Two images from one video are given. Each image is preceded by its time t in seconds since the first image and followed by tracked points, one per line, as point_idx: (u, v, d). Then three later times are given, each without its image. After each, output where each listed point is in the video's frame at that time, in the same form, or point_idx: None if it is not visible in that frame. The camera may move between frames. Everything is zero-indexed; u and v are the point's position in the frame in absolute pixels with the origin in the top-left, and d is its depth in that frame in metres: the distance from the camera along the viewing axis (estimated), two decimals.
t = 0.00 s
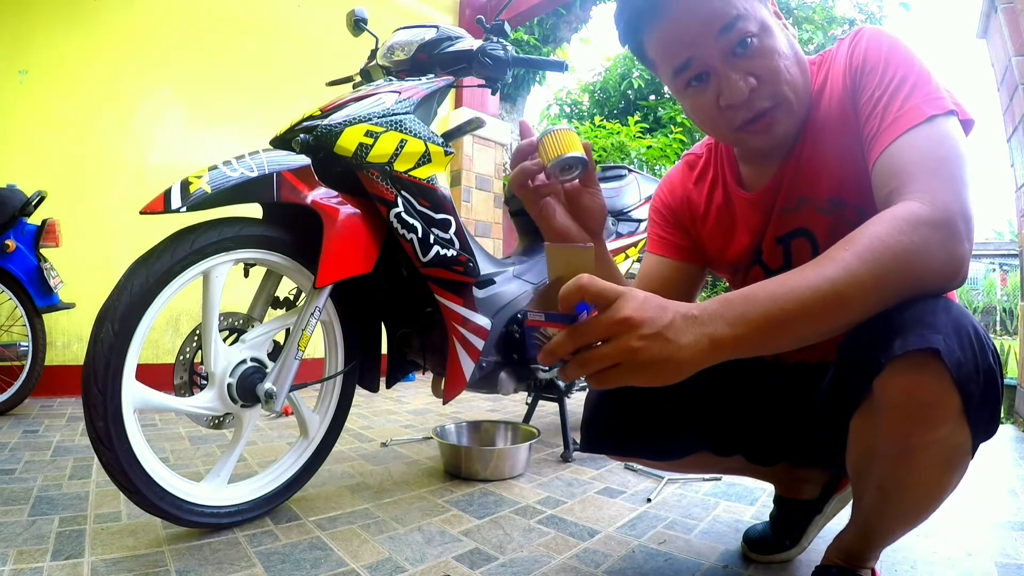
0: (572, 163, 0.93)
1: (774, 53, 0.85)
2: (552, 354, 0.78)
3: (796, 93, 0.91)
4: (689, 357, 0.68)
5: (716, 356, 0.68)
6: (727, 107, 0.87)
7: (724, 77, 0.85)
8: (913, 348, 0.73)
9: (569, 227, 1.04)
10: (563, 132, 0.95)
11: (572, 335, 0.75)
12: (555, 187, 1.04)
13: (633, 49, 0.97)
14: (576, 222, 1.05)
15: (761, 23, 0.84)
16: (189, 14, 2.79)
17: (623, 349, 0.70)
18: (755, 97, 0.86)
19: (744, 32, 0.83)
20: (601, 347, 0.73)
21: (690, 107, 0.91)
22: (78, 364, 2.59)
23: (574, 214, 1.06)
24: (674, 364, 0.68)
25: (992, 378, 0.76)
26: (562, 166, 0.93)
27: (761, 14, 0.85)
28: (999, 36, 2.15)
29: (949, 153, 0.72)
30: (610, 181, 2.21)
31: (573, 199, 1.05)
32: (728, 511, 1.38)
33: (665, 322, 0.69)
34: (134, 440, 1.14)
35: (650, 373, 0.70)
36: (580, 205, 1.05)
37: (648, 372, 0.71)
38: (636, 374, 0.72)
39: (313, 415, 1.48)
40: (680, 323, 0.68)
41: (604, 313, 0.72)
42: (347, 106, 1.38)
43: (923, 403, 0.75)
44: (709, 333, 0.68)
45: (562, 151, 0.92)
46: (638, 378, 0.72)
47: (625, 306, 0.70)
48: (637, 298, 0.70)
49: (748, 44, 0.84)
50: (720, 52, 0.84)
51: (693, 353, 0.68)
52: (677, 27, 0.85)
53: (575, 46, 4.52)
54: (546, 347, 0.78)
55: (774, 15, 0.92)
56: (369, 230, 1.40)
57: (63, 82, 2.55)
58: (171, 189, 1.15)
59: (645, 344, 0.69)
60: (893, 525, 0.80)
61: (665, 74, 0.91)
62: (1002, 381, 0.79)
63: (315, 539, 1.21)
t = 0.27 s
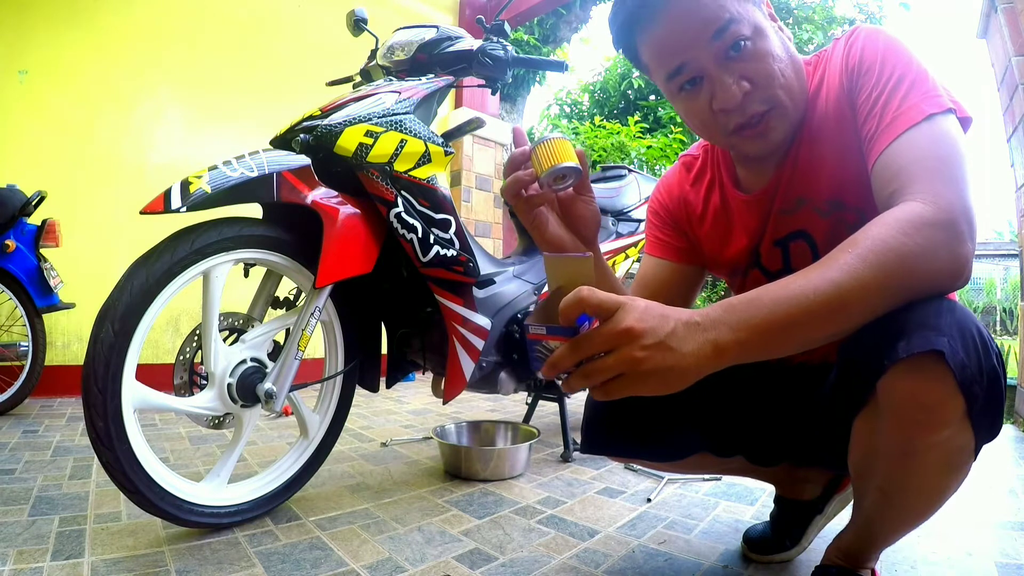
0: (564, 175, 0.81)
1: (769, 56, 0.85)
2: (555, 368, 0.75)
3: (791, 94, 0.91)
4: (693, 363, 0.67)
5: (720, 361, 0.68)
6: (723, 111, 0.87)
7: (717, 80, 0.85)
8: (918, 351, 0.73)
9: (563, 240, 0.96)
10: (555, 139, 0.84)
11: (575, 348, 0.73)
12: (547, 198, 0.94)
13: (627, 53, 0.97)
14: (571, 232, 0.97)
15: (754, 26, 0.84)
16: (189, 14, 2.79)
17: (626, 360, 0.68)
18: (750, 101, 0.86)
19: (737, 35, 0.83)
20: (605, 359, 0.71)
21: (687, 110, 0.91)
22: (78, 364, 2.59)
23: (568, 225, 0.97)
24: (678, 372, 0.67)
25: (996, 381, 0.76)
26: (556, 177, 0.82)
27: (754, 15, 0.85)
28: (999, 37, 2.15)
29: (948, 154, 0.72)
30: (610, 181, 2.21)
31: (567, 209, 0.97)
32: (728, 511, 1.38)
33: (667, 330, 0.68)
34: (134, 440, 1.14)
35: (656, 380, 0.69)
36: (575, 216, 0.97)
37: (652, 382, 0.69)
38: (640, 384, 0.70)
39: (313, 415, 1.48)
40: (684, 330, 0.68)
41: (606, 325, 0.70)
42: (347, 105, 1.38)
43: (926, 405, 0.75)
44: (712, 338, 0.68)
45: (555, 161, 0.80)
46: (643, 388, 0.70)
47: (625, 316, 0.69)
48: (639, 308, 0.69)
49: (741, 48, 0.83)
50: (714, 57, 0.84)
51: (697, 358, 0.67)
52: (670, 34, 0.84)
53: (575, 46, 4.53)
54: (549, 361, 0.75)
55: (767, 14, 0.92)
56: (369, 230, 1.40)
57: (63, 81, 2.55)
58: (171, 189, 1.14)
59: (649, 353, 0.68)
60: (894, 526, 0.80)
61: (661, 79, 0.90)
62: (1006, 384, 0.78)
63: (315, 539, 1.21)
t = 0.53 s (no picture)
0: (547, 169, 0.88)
1: (750, 73, 0.86)
2: (569, 384, 0.78)
3: (776, 108, 0.91)
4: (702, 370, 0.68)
5: (726, 364, 0.68)
6: (706, 130, 0.87)
7: (700, 99, 0.85)
8: (921, 352, 0.73)
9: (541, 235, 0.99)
10: (535, 137, 0.90)
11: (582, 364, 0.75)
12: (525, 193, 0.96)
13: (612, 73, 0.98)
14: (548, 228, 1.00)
15: (732, 43, 0.85)
16: (189, 14, 2.79)
17: (631, 371, 0.69)
18: (733, 119, 0.86)
19: (715, 54, 0.83)
20: (612, 371, 0.72)
21: (672, 130, 0.91)
22: (78, 364, 2.59)
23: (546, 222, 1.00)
24: (685, 378, 0.68)
25: (1000, 383, 0.76)
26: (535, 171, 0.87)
27: (734, 31, 0.86)
28: (999, 37, 2.15)
29: (944, 152, 0.72)
30: (610, 181, 2.21)
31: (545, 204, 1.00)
32: (728, 511, 1.38)
33: (670, 339, 0.68)
34: (134, 440, 1.14)
35: (663, 389, 0.70)
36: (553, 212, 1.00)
37: (659, 390, 0.70)
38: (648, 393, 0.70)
39: (313, 415, 1.48)
40: (687, 335, 0.68)
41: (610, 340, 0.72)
42: (347, 106, 1.38)
43: (929, 406, 0.75)
44: (716, 342, 0.68)
45: (533, 158, 0.86)
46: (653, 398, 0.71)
47: (627, 328, 0.70)
48: (640, 320, 0.71)
49: (722, 66, 0.84)
50: (696, 76, 0.84)
51: (702, 364, 0.67)
52: (658, 52, 0.85)
53: (575, 46, 4.53)
54: (562, 376, 0.79)
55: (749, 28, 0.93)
56: (369, 230, 1.40)
57: (63, 82, 2.55)
58: (171, 189, 1.14)
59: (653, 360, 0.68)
60: (896, 527, 0.80)
61: (646, 98, 0.90)
62: (1010, 386, 0.78)
63: (314, 539, 1.21)
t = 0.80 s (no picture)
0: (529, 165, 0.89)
1: (723, 95, 0.86)
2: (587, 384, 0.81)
3: (754, 126, 0.91)
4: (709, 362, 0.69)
5: (731, 355, 0.69)
6: (684, 154, 0.87)
7: (673, 124, 0.85)
8: (916, 345, 0.74)
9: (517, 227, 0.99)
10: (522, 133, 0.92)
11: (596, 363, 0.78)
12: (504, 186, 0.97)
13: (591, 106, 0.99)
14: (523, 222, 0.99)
15: (699, 67, 0.85)
16: (189, 14, 2.79)
17: (641, 367, 0.72)
18: (711, 140, 0.86)
19: (682, 80, 0.84)
20: (625, 368, 0.74)
21: (654, 157, 0.92)
22: (78, 364, 2.59)
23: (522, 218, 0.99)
24: (695, 370, 0.70)
25: (998, 380, 0.76)
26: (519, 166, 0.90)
27: (702, 54, 0.86)
28: (999, 36, 2.15)
29: (926, 153, 0.72)
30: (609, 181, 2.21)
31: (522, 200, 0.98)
32: (728, 511, 1.38)
33: (675, 334, 0.70)
34: (135, 440, 1.14)
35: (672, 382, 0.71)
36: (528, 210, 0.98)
37: (669, 383, 0.72)
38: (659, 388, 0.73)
39: (313, 415, 1.48)
40: (689, 329, 0.70)
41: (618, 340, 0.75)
42: (347, 106, 1.38)
43: (928, 400, 0.75)
44: (718, 334, 0.69)
45: (515, 153, 0.88)
46: (666, 391, 0.73)
47: (634, 327, 0.73)
48: (645, 319, 0.72)
49: (692, 90, 0.84)
50: (667, 101, 0.85)
51: (705, 355, 0.69)
52: (632, 79, 0.86)
53: (575, 46, 4.53)
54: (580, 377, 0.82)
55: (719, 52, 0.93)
56: (369, 230, 1.40)
57: (63, 82, 2.55)
58: (170, 189, 1.14)
59: (663, 355, 0.70)
60: (897, 524, 0.80)
61: (625, 125, 0.91)
62: (1009, 383, 0.78)
63: (314, 539, 1.21)
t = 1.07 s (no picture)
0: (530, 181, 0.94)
1: (672, 135, 0.88)
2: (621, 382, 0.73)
3: (711, 159, 0.92)
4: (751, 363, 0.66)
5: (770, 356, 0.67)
6: (640, 194, 0.89)
7: (628, 169, 0.88)
8: (947, 318, 0.74)
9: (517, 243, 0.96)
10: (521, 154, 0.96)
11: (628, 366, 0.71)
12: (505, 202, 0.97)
13: (561, 162, 1.04)
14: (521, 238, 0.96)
15: (640, 115, 0.89)
16: (189, 14, 2.79)
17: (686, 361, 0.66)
18: (661, 178, 0.87)
19: (629, 130, 0.88)
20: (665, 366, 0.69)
21: (622, 202, 0.94)
22: (78, 364, 2.59)
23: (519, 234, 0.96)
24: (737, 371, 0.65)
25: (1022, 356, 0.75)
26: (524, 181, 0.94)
27: (643, 105, 0.90)
28: (999, 36, 2.15)
29: (905, 165, 0.73)
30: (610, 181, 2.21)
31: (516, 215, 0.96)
32: (728, 511, 1.38)
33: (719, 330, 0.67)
34: (134, 440, 1.14)
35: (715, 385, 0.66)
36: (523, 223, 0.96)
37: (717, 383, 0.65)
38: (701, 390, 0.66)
39: (313, 415, 1.48)
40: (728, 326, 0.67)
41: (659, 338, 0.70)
42: (347, 106, 1.38)
43: (952, 375, 0.75)
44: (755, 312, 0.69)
45: (521, 171, 0.93)
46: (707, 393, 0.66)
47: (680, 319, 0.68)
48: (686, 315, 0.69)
49: (637, 139, 0.88)
50: (619, 154, 0.89)
51: (750, 360, 0.66)
52: (586, 138, 0.92)
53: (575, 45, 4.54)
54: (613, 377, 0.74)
55: (668, 98, 0.96)
56: (369, 229, 1.41)
57: (63, 81, 2.55)
58: (171, 189, 1.14)
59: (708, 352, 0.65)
60: (917, 508, 0.79)
61: (592, 180, 0.95)
62: None
63: (315, 539, 1.21)
